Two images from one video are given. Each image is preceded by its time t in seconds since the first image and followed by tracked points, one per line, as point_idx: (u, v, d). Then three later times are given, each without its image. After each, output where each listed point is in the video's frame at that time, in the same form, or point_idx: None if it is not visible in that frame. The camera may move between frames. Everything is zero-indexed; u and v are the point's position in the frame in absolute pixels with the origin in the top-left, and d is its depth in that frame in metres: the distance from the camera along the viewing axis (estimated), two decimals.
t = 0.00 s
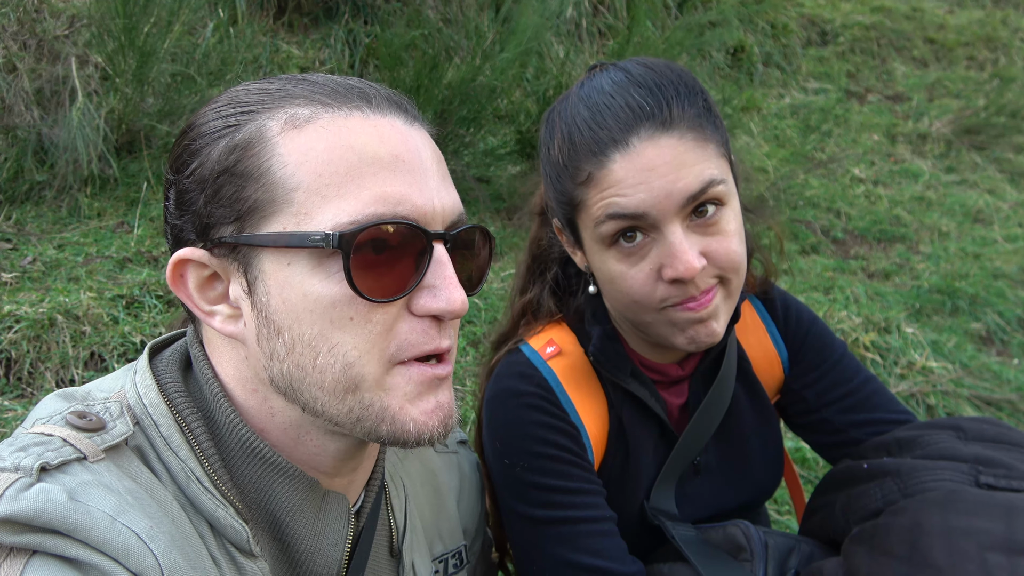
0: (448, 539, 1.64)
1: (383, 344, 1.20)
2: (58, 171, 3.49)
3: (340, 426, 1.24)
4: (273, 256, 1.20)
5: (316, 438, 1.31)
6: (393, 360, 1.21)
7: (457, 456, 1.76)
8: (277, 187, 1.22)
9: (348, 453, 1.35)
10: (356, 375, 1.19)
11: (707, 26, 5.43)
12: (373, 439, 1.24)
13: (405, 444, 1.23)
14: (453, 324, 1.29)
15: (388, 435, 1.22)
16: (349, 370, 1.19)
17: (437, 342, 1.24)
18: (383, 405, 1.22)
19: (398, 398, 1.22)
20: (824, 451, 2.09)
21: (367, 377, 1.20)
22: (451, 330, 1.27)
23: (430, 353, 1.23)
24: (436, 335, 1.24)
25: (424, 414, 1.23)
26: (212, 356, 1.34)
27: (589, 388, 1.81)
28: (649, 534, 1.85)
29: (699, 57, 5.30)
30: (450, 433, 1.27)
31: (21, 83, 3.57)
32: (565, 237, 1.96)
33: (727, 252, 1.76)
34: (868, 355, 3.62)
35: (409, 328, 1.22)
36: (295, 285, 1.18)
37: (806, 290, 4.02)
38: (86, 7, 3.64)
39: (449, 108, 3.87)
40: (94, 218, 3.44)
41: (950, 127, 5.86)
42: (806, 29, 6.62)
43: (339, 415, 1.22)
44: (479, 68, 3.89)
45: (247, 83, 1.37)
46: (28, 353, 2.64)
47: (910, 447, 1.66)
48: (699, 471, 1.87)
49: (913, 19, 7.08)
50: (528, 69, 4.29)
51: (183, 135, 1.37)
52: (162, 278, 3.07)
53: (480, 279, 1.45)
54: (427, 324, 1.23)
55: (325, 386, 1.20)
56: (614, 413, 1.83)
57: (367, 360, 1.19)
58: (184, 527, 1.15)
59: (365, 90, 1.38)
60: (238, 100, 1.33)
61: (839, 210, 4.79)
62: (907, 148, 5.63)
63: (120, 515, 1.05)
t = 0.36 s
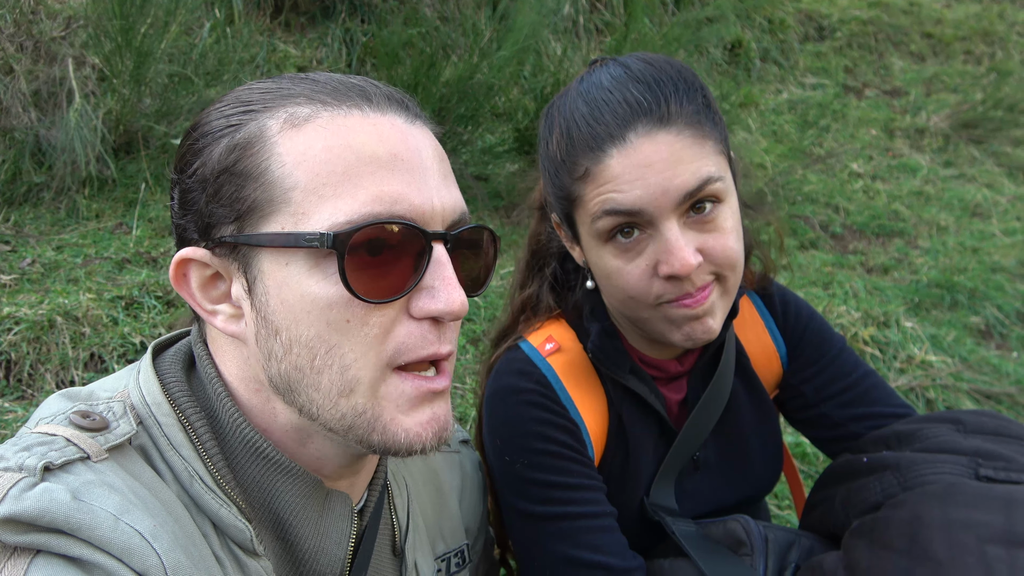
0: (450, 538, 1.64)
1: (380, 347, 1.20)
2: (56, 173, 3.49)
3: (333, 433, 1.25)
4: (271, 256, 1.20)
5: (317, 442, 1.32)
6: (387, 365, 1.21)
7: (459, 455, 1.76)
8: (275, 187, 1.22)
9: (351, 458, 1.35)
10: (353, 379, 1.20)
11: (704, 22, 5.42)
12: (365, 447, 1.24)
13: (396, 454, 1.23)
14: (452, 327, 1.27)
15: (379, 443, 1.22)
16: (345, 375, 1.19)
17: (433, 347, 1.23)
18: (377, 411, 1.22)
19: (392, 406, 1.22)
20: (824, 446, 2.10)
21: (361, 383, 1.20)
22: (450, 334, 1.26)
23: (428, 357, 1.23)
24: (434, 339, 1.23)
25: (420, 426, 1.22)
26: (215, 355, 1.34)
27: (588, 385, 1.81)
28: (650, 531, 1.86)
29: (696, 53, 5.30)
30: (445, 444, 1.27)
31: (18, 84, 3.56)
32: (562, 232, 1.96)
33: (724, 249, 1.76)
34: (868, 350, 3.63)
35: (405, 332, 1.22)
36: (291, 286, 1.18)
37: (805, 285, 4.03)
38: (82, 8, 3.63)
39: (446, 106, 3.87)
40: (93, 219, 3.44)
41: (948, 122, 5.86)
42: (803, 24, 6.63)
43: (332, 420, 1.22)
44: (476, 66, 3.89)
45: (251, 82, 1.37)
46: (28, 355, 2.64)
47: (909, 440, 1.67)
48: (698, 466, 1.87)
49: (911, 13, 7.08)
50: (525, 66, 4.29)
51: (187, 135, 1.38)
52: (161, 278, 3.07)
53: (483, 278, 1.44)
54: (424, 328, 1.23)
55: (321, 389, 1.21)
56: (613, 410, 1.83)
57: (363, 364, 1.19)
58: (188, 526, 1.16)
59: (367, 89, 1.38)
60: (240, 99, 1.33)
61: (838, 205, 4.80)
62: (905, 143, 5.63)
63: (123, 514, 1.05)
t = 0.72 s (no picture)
0: (450, 532, 1.64)
1: (313, 332, 1.14)
2: (53, 171, 3.49)
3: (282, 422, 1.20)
4: (224, 243, 1.19)
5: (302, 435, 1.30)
6: (325, 352, 1.15)
7: (459, 451, 1.76)
8: (226, 175, 1.21)
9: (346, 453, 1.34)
10: (289, 367, 1.14)
11: (703, 19, 5.42)
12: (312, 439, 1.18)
13: (342, 449, 1.15)
14: (402, 317, 1.18)
15: (325, 436, 1.15)
16: (281, 361, 1.14)
17: (375, 335, 1.15)
18: (319, 403, 1.16)
19: (332, 398, 1.15)
20: (822, 443, 2.10)
21: (298, 369, 1.14)
22: (394, 323, 1.17)
23: (366, 346, 1.15)
24: (374, 327, 1.15)
25: (364, 420, 1.14)
26: (210, 351, 1.34)
27: (587, 381, 1.81)
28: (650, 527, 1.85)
29: (695, 51, 5.30)
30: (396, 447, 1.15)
31: (15, 83, 3.56)
32: (560, 221, 1.94)
33: (731, 234, 1.77)
34: (867, 347, 3.63)
35: (342, 318, 1.15)
36: (241, 272, 1.17)
37: (804, 283, 4.03)
38: (80, 6, 3.63)
39: (445, 104, 3.87)
40: (91, 218, 3.43)
41: (947, 119, 5.86)
42: (802, 21, 6.63)
43: (279, 408, 1.17)
44: (474, 64, 3.90)
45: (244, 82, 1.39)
46: (26, 353, 2.64)
47: (907, 437, 1.67)
48: (694, 464, 1.87)
49: (909, 10, 7.08)
50: (524, 64, 4.28)
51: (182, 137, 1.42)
52: (160, 277, 3.07)
53: (461, 271, 1.35)
54: (363, 315, 1.15)
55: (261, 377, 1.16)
56: (611, 407, 1.83)
57: (299, 350, 1.14)
58: (187, 521, 1.15)
59: (337, 78, 1.35)
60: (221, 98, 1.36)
61: (836, 202, 4.80)
62: (904, 140, 5.63)
63: (122, 508, 1.05)
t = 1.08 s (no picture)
0: (448, 531, 1.65)
1: (279, 330, 1.15)
2: (54, 165, 3.49)
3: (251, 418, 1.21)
4: (204, 236, 1.20)
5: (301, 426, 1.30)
6: (288, 350, 1.16)
7: (457, 450, 1.76)
8: (206, 172, 1.23)
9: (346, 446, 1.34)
10: (255, 363, 1.16)
11: (705, 21, 5.42)
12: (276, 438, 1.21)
13: (299, 449, 1.18)
14: (368, 318, 1.18)
15: (282, 435, 1.18)
16: (248, 356, 1.16)
17: (337, 337, 1.15)
18: (280, 400, 1.18)
19: (292, 398, 1.17)
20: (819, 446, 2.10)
21: (264, 366, 1.16)
22: (358, 325, 1.17)
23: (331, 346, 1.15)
24: (337, 328, 1.15)
25: (322, 424, 1.16)
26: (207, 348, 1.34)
27: (588, 378, 1.82)
28: (647, 528, 1.86)
29: (697, 52, 5.30)
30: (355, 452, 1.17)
31: (16, 76, 3.55)
32: (563, 229, 1.94)
33: (736, 246, 1.77)
34: (865, 351, 3.63)
35: (308, 317, 1.15)
36: (217, 264, 1.18)
37: (803, 286, 4.03)
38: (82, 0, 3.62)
39: (446, 103, 3.87)
40: (90, 212, 3.42)
41: (948, 124, 5.86)
42: (804, 24, 6.62)
43: (247, 404, 1.19)
44: (476, 63, 3.90)
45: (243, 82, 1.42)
46: (25, 347, 2.63)
47: (904, 443, 1.67)
48: (693, 464, 1.87)
49: (912, 14, 7.08)
50: (526, 63, 4.27)
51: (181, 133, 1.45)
52: (159, 272, 3.07)
53: (444, 264, 1.34)
54: (328, 315, 1.15)
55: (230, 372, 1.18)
56: (613, 404, 1.84)
57: (263, 347, 1.15)
58: (183, 516, 1.16)
59: (324, 76, 1.35)
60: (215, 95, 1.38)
61: (836, 206, 4.81)
62: (904, 144, 5.63)
63: (119, 502, 1.05)
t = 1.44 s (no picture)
0: (448, 531, 1.65)
1: (324, 333, 1.15)
2: (54, 163, 3.49)
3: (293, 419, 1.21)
4: (230, 241, 1.19)
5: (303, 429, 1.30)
6: (335, 352, 1.16)
7: (456, 451, 1.76)
8: (233, 173, 1.21)
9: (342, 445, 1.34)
10: (298, 364, 1.16)
11: (706, 22, 5.43)
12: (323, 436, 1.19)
13: (345, 445, 1.17)
14: (411, 318, 1.20)
15: (330, 431, 1.17)
16: (290, 358, 1.15)
17: (386, 337, 1.16)
18: (326, 398, 1.17)
19: (344, 392, 1.16)
20: (819, 447, 2.10)
21: (308, 367, 1.16)
22: (404, 324, 1.18)
23: (378, 348, 1.16)
24: (385, 329, 1.16)
25: (374, 414, 1.16)
26: (209, 347, 1.34)
27: (587, 380, 1.82)
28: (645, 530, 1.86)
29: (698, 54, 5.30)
30: (402, 442, 1.19)
31: (17, 73, 3.55)
32: (563, 228, 1.95)
33: (734, 250, 1.77)
34: (864, 353, 3.64)
35: (354, 320, 1.16)
36: (247, 270, 1.17)
37: (802, 287, 4.04)
38: None
39: (446, 103, 3.87)
40: (90, 210, 3.42)
41: (948, 126, 5.87)
42: (805, 26, 6.63)
43: (286, 404, 1.19)
44: (477, 63, 3.90)
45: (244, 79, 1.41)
46: (24, 345, 2.63)
47: (904, 444, 1.67)
48: (692, 466, 1.87)
49: (912, 17, 7.09)
50: (527, 64, 4.28)
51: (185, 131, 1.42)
52: (158, 270, 3.07)
53: (465, 270, 1.39)
54: (375, 316, 1.16)
55: (269, 375, 1.18)
56: (612, 406, 1.84)
57: (309, 348, 1.15)
58: (186, 515, 1.15)
59: (342, 78, 1.35)
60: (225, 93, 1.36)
61: (836, 208, 4.81)
62: (904, 146, 5.64)
63: (122, 501, 1.05)
